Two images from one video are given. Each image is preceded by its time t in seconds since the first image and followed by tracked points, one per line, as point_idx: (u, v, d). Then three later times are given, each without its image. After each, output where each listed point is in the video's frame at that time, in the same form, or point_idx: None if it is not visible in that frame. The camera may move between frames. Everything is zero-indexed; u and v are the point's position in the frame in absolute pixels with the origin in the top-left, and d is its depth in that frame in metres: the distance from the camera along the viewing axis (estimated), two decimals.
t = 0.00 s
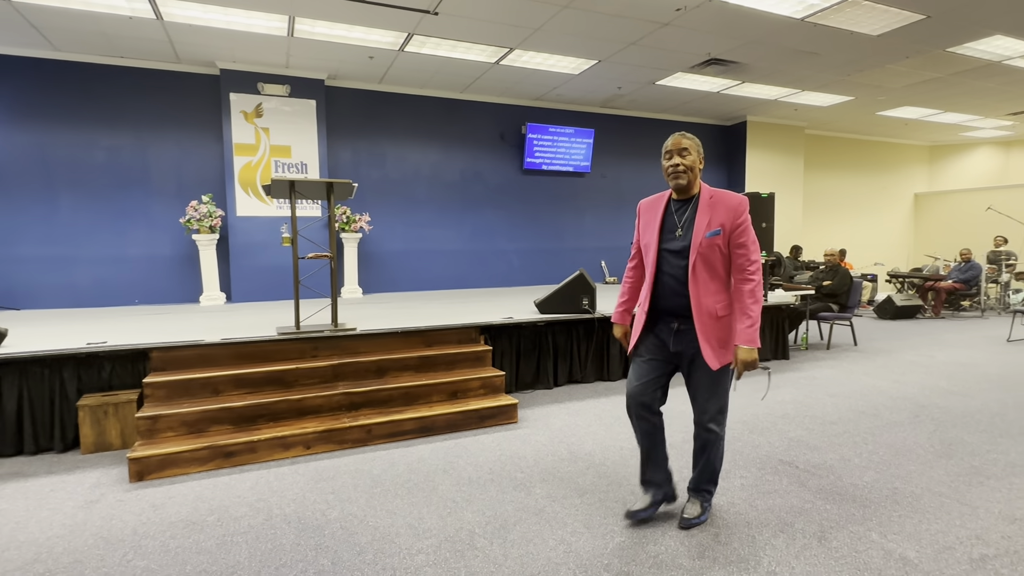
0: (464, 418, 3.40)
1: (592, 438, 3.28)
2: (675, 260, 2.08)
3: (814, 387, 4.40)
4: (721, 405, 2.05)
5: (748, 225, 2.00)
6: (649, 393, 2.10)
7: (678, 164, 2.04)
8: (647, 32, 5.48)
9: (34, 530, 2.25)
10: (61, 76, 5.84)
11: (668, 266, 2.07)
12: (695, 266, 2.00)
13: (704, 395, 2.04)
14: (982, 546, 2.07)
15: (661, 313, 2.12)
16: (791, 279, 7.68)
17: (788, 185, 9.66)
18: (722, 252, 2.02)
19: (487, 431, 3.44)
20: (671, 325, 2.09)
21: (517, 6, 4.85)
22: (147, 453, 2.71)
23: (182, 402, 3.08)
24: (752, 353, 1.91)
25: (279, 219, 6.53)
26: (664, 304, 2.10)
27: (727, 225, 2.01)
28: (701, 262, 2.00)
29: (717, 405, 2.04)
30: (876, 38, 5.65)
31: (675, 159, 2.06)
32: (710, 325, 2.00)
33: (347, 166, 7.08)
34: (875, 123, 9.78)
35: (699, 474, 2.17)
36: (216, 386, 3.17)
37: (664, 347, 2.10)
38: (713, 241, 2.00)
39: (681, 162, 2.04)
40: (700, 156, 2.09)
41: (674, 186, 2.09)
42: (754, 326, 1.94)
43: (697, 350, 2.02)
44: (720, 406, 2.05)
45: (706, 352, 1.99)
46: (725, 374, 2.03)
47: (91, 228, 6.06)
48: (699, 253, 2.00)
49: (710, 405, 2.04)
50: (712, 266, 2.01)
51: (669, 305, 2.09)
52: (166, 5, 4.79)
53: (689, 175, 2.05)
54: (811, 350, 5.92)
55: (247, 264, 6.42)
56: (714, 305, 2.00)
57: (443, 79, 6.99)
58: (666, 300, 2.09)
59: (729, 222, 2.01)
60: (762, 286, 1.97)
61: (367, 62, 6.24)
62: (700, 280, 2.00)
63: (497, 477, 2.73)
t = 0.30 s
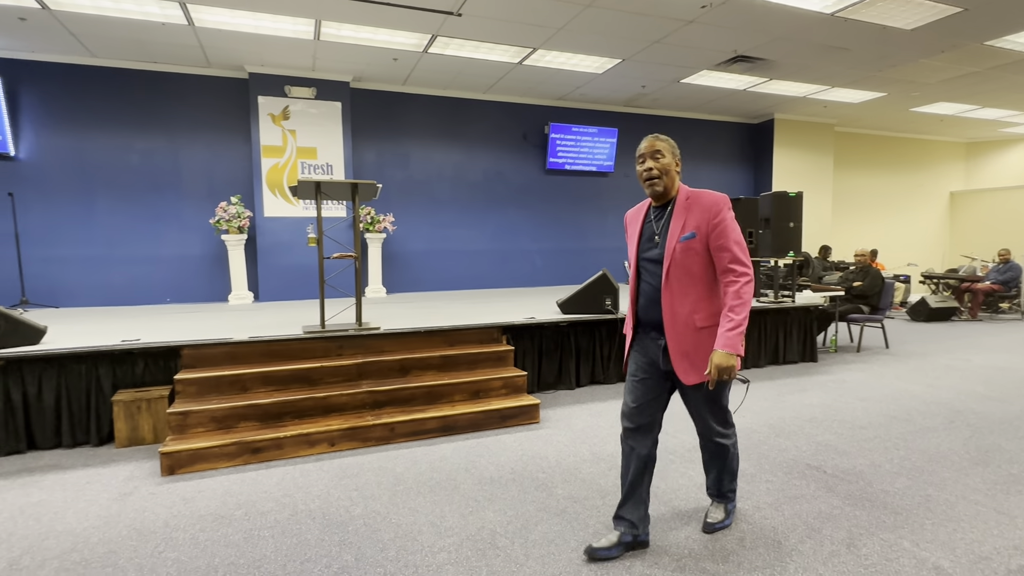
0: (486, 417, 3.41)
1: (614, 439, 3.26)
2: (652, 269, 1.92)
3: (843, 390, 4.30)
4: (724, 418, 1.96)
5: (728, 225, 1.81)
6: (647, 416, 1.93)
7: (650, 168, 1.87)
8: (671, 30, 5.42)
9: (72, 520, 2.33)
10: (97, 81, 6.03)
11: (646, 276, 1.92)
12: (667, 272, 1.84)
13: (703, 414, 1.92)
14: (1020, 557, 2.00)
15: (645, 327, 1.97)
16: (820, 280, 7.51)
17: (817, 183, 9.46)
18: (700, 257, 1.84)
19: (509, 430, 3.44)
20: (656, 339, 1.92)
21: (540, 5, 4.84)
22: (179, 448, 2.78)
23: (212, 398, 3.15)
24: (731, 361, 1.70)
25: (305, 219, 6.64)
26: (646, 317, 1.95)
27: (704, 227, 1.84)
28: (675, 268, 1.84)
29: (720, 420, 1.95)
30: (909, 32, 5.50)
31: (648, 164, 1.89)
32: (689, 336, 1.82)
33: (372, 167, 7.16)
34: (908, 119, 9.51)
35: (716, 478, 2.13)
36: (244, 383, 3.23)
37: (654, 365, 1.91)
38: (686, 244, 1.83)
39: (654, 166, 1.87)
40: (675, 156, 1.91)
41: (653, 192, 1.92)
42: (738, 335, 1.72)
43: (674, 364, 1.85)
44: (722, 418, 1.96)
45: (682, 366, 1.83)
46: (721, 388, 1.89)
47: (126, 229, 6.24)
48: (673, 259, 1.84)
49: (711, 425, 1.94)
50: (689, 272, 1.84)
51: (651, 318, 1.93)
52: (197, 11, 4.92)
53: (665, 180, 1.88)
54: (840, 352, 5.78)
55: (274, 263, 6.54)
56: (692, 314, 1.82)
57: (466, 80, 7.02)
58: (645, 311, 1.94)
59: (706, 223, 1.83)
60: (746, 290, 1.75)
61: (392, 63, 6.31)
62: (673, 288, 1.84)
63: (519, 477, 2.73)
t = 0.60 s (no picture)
0: (512, 417, 3.42)
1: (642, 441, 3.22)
2: (634, 264, 1.76)
3: (881, 395, 4.17)
4: (679, 433, 1.63)
5: (715, 210, 1.63)
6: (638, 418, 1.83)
7: (628, 155, 1.69)
8: (702, 27, 5.34)
9: (114, 510, 2.42)
10: (139, 88, 6.24)
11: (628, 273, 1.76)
12: (649, 266, 1.67)
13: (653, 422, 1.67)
14: None
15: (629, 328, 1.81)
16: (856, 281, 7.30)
17: (852, 182, 9.20)
18: (686, 247, 1.67)
19: (535, 431, 3.44)
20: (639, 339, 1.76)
21: (568, 4, 4.83)
22: (213, 442, 2.86)
23: (245, 394, 3.23)
24: (745, 360, 1.55)
25: (335, 220, 6.76)
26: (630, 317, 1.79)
27: (688, 214, 1.67)
28: (659, 260, 1.67)
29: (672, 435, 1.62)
30: (952, 24, 5.30)
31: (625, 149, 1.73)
32: (675, 334, 1.64)
33: (401, 168, 7.25)
34: (950, 115, 9.17)
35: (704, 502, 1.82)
36: (275, 380, 3.30)
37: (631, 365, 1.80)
38: (668, 234, 1.67)
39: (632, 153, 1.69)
40: (655, 144, 1.76)
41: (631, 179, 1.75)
42: (735, 329, 1.56)
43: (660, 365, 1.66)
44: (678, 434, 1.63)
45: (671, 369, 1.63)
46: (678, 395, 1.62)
47: (164, 229, 6.45)
48: (655, 251, 1.68)
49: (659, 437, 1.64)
50: (673, 265, 1.67)
51: (635, 318, 1.77)
52: (233, 17, 5.05)
53: (643, 167, 1.72)
54: (877, 356, 5.61)
55: (305, 263, 6.67)
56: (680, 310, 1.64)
57: (494, 81, 7.04)
58: (629, 311, 1.78)
59: (690, 211, 1.67)
60: (739, 280, 1.57)
61: (420, 66, 6.37)
62: (658, 283, 1.67)
63: (544, 478, 2.72)
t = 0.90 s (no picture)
0: (543, 417, 3.41)
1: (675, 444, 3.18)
2: (621, 277, 1.61)
3: (927, 401, 4.01)
4: (652, 450, 1.49)
5: (709, 219, 1.47)
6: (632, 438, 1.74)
7: (609, 158, 1.57)
8: (739, 22, 5.23)
9: (159, 500, 2.52)
10: (184, 94, 6.48)
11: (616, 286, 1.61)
12: (639, 281, 1.52)
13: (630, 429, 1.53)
14: None
15: (617, 342, 1.66)
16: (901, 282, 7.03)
17: (897, 179, 8.86)
18: (678, 261, 1.51)
19: (566, 431, 3.43)
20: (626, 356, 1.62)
21: (601, 3, 4.80)
22: (252, 437, 2.95)
23: (282, 391, 3.32)
24: (741, 382, 1.41)
25: (369, 221, 6.87)
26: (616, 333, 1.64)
27: (680, 223, 1.51)
28: (649, 274, 1.51)
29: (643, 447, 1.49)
30: (1006, 14, 5.06)
31: (609, 149, 1.58)
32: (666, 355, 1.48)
33: (433, 169, 7.33)
34: (1004, 108, 8.75)
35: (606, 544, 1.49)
36: (311, 377, 3.39)
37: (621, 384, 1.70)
38: (658, 246, 1.51)
39: (613, 155, 1.56)
40: (644, 143, 1.60)
41: (616, 182, 1.61)
42: (731, 352, 1.41)
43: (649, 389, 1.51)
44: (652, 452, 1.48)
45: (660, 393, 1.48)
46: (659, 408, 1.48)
47: (206, 230, 6.67)
48: (645, 264, 1.52)
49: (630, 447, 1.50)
50: (663, 279, 1.51)
51: (623, 335, 1.62)
52: (272, 24, 5.20)
53: (628, 170, 1.58)
54: (924, 360, 5.39)
55: (340, 263, 6.81)
56: (672, 328, 1.48)
57: (527, 81, 7.05)
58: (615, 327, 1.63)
59: (682, 220, 1.51)
60: (734, 296, 1.42)
61: (453, 67, 6.42)
62: (647, 299, 1.51)
63: (575, 479, 2.71)
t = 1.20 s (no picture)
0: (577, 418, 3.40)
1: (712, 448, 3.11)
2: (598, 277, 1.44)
3: (982, 409, 3.81)
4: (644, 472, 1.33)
5: (693, 219, 1.27)
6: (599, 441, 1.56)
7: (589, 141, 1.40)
8: (781, 16, 5.09)
9: (204, 491, 2.62)
10: (229, 100, 6.71)
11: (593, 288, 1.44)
12: (610, 284, 1.34)
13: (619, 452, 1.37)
14: None
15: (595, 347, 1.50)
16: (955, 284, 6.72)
17: (951, 176, 8.46)
18: (656, 265, 1.31)
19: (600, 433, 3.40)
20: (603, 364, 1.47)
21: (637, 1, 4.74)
22: (293, 432, 3.03)
23: (321, 387, 3.40)
24: (717, 410, 1.23)
25: (406, 222, 6.97)
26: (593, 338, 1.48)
27: (661, 222, 1.31)
28: (623, 278, 1.33)
29: (633, 471, 1.34)
30: None
31: (589, 133, 1.42)
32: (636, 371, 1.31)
33: (469, 170, 7.39)
34: None
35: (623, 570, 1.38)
36: (349, 375, 3.47)
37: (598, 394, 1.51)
38: (634, 245, 1.31)
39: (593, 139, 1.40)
40: (631, 125, 1.43)
41: (598, 169, 1.44)
42: (705, 375, 1.22)
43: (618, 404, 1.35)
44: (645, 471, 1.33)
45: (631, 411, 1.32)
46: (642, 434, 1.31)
47: (250, 231, 6.89)
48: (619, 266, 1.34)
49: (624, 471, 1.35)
50: (637, 284, 1.32)
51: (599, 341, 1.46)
52: (313, 30, 5.33)
53: (610, 155, 1.41)
54: (979, 366, 5.13)
55: (378, 263, 6.93)
56: (643, 340, 1.30)
57: (562, 81, 7.02)
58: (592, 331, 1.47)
59: (664, 218, 1.30)
60: (712, 312, 1.23)
61: (489, 68, 6.46)
62: (620, 305, 1.33)
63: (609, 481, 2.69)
